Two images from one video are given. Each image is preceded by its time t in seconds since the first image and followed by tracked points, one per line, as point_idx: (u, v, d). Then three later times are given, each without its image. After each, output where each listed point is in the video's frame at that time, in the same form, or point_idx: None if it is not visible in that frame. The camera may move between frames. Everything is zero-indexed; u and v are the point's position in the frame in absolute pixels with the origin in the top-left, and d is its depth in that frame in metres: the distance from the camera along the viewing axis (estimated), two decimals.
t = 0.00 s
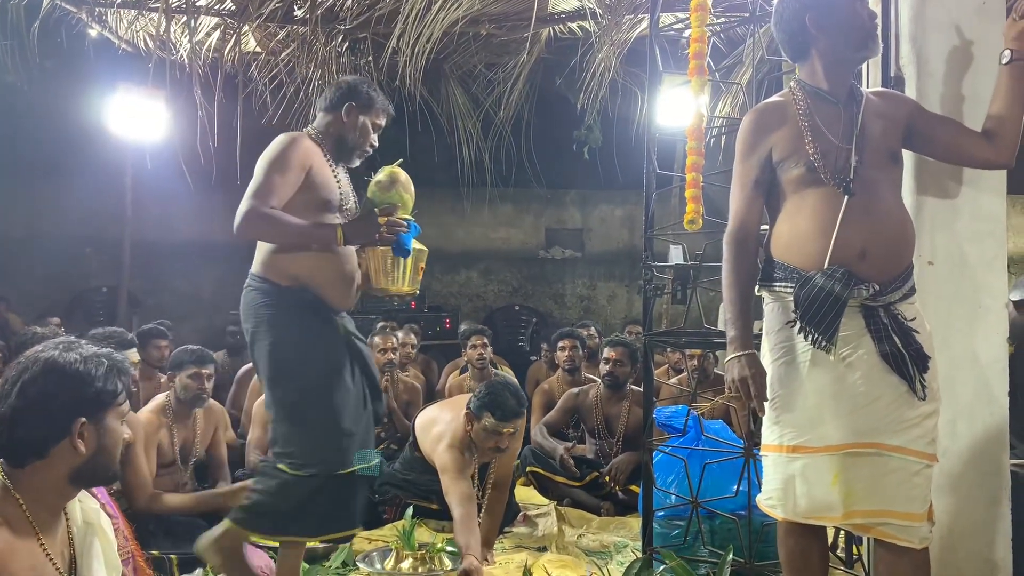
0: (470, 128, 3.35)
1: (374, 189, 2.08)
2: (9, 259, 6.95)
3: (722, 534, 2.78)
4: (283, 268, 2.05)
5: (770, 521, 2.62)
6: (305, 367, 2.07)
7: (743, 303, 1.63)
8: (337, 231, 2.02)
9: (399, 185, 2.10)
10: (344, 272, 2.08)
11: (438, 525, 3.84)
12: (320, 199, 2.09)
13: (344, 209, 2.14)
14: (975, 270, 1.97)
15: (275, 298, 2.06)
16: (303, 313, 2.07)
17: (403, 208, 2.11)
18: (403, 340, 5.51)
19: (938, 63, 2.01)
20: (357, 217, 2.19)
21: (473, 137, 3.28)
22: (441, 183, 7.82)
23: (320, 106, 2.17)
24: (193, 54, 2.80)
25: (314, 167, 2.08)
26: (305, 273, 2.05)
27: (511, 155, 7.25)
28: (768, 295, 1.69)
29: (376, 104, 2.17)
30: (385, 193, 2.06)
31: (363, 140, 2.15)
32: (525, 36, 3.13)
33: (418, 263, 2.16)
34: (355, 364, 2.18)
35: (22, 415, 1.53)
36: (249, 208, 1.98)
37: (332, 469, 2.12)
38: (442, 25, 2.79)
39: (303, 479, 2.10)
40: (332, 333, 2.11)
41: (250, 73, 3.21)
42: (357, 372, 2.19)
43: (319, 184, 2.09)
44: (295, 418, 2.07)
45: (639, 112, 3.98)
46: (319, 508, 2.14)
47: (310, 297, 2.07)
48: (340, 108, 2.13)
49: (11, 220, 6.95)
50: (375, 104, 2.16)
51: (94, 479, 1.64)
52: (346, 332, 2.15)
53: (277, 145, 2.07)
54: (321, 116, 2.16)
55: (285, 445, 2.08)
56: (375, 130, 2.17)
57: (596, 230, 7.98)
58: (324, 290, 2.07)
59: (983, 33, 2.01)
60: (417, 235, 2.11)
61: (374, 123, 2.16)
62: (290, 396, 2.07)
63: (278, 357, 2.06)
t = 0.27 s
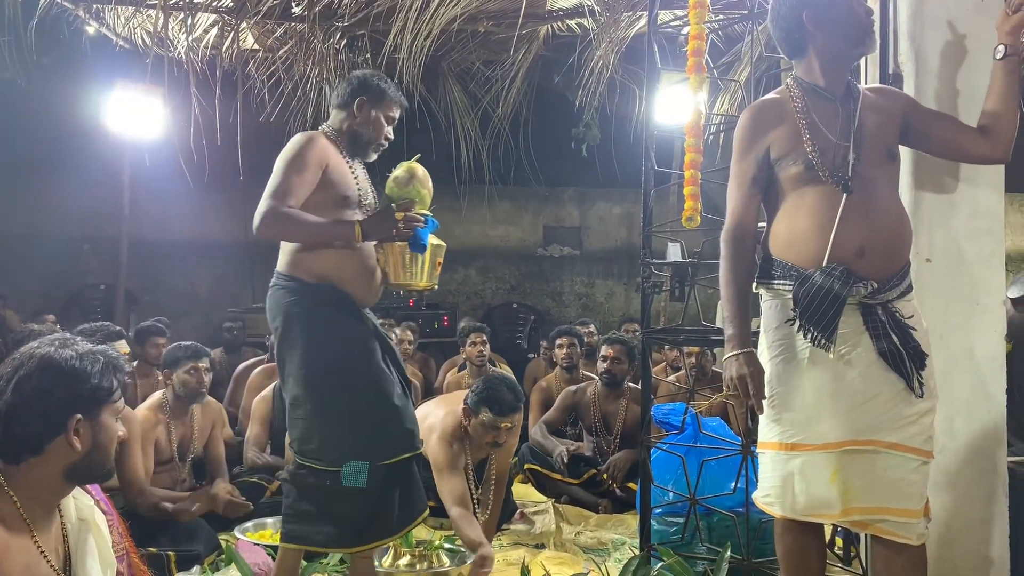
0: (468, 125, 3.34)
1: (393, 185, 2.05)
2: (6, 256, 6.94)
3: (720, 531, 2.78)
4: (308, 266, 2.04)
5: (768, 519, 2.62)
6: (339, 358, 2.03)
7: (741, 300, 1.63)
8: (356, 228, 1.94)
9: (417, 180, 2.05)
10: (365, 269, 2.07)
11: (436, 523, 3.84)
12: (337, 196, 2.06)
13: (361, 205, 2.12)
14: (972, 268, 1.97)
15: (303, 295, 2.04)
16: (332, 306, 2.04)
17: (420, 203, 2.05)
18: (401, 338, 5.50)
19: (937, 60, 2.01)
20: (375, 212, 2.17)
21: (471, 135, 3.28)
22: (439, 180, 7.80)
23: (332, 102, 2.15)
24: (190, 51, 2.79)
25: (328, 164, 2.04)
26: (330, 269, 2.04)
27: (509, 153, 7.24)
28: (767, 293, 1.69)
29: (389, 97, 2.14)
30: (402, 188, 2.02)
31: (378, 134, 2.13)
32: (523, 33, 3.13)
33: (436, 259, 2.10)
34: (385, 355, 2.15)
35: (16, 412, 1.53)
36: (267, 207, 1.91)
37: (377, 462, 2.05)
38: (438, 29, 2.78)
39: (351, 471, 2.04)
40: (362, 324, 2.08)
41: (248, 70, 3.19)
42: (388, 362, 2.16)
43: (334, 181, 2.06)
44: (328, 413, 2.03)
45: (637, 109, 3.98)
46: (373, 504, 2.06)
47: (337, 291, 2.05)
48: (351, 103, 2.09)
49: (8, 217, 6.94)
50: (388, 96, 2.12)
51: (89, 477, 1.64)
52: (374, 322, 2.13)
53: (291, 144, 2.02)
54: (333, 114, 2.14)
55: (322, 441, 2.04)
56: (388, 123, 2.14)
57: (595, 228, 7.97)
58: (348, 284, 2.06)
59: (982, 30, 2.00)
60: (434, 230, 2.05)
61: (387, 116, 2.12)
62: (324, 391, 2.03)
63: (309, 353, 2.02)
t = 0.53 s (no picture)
0: (466, 124, 3.33)
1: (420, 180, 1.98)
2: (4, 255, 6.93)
3: (717, 530, 2.78)
4: (346, 266, 2.01)
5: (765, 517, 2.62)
6: (371, 363, 2.01)
7: (738, 299, 1.63)
8: (387, 225, 1.90)
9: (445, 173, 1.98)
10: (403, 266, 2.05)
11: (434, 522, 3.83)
12: (371, 194, 2.04)
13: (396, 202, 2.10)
14: (970, 267, 1.97)
15: (342, 295, 2.01)
16: (368, 309, 2.02)
17: (451, 196, 1.98)
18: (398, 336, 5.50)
19: (936, 59, 2.00)
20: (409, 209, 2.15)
21: (469, 133, 3.27)
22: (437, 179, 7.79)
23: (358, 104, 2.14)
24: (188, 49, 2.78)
25: (358, 163, 2.02)
26: (368, 268, 2.01)
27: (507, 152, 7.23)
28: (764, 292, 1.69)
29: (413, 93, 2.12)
30: (432, 183, 1.95)
31: (406, 131, 2.11)
32: (521, 32, 3.12)
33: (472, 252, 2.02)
34: (413, 364, 2.12)
35: (11, 411, 1.52)
36: (301, 207, 1.89)
37: (392, 472, 2.02)
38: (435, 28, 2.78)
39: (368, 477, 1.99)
40: (394, 330, 2.06)
41: (245, 68, 3.19)
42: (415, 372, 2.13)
43: (366, 180, 2.03)
44: (353, 416, 1.99)
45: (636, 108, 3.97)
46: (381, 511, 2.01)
47: (373, 293, 2.02)
48: (376, 102, 2.08)
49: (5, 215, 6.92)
50: (410, 90, 2.09)
51: (85, 476, 1.63)
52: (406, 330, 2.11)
53: (323, 144, 2.01)
54: (360, 116, 2.13)
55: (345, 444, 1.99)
56: (415, 118, 2.12)
57: (593, 227, 7.97)
58: (385, 284, 2.03)
59: (981, 28, 2.00)
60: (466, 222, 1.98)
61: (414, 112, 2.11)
62: (352, 394, 1.99)
63: (342, 354, 1.99)
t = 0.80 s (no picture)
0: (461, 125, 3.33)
1: (444, 178, 2.00)
2: None
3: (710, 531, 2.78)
4: (368, 267, 1.96)
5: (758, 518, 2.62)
6: (394, 362, 1.94)
7: (730, 301, 1.63)
8: (411, 225, 1.88)
9: (467, 171, 2.00)
10: (425, 266, 2.01)
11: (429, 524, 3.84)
12: (392, 194, 2.01)
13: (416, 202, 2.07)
14: (963, 269, 1.98)
15: (363, 295, 1.95)
16: (390, 307, 1.96)
17: (472, 194, 1.99)
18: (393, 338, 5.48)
19: (928, 62, 2.00)
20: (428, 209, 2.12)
21: (463, 133, 3.27)
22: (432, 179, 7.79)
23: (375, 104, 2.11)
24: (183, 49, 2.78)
25: (378, 162, 2.00)
26: (391, 268, 1.96)
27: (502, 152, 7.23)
28: (757, 294, 1.69)
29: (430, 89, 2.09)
30: (454, 181, 1.98)
31: (426, 128, 2.09)
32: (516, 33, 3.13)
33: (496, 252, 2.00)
34: (438, 364, 2.05)
35: None
36: (325, 208, 1.88)
37: (418, 474, 1.95)
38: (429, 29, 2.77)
39: (393, 479, 1.93)
40: (417, 330, 2.00)
41: (240, 68, 3.20)
42: (441, 370, 2.06)
43: (387, 180, 2.01)
44: (377, 417, 1.92)
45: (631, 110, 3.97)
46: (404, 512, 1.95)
47: (396, 291, 1.97)
48: (393, 101, 2.05)
49: None
50: (428, 88, 2.07)
51: (75, 479, 1.63)
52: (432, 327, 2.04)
53: (343, 145, 1.98)
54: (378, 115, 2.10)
55: (370, 446, 1.92)
56: (433, 115, 2.09)
57: (587, 228, 7.98)
58: (408, 283, 1.99)
59: (975, 30, 2.00)
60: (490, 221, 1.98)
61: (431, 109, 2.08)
62: (375, 395, 1.92)
63: (365, 353, 1.92)
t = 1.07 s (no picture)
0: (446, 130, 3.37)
1: (451, 184, 2.17)
2: None
3: (694, 538, 2.79)
4: (378, 269, 2.17)
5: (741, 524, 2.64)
6: (406, 366, 2.14)
7: (712, 309, 1.64)
8: (417, 228, 2.04)
9: (473, 176, 2.16)
10: (432, 268, 2.22)
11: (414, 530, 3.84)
12: (398, 199, 2.20)
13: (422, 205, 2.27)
14: (943, 277, 1.99)
15: (370, 302, 2.15)
16: (403, 317, 2.15)
17: (480, 199, 2.15)
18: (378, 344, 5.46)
19: (909, 72, 2.02)
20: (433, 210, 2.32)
21: (450, 139, 3.27)
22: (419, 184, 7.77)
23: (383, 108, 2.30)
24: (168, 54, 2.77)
25: (384, 166, 2.17)
26: (398, 272, 2.17)
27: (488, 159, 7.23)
28: (738, 302, 1.70)
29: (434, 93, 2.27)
30: (462, 185, 2.14)
31: (429, 131, 2.27)
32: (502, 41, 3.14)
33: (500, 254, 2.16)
34: (447, 367, 2.24)
35: None
36: (331, 213, 2.03)
37: (426, 471, 2.14)
38: (416, 35, 2.75)
39: (403, 474, 2.12)
40: (424, 332, 2.18)
41: (226, 72, 3.18)
42: (450, 377, 2.25)
43: (392, 183, 2.19)
44: (389, 417, 2.12)
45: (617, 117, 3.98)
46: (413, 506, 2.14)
47: (403, 296, 2.17)
48: (399, 104, 2.25)
49: None
50: (432, 91, 2.25)
51: (54, 485, 1.68)
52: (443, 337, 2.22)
53: (349, 151, 2.16)
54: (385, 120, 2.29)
55: (382, 443, 2.11)
56: (437, 118, 2.27)
57: (573, 234, 7.99)
58: (415, 287, 2.20)
59: (954, 41, 2.02)
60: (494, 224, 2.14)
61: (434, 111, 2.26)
62: (387, 395, 2.12)
63: (378, 357, 2.13)
